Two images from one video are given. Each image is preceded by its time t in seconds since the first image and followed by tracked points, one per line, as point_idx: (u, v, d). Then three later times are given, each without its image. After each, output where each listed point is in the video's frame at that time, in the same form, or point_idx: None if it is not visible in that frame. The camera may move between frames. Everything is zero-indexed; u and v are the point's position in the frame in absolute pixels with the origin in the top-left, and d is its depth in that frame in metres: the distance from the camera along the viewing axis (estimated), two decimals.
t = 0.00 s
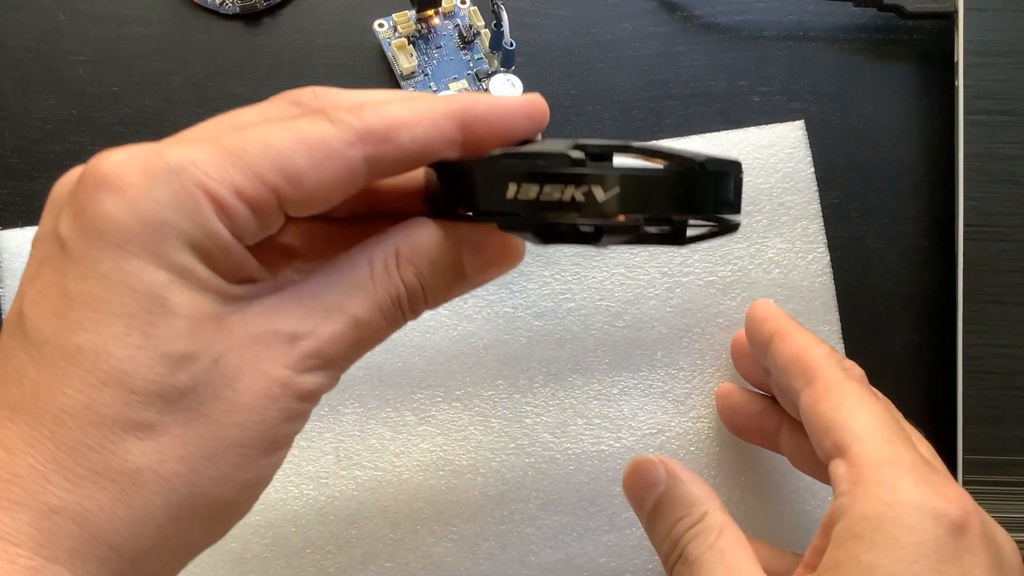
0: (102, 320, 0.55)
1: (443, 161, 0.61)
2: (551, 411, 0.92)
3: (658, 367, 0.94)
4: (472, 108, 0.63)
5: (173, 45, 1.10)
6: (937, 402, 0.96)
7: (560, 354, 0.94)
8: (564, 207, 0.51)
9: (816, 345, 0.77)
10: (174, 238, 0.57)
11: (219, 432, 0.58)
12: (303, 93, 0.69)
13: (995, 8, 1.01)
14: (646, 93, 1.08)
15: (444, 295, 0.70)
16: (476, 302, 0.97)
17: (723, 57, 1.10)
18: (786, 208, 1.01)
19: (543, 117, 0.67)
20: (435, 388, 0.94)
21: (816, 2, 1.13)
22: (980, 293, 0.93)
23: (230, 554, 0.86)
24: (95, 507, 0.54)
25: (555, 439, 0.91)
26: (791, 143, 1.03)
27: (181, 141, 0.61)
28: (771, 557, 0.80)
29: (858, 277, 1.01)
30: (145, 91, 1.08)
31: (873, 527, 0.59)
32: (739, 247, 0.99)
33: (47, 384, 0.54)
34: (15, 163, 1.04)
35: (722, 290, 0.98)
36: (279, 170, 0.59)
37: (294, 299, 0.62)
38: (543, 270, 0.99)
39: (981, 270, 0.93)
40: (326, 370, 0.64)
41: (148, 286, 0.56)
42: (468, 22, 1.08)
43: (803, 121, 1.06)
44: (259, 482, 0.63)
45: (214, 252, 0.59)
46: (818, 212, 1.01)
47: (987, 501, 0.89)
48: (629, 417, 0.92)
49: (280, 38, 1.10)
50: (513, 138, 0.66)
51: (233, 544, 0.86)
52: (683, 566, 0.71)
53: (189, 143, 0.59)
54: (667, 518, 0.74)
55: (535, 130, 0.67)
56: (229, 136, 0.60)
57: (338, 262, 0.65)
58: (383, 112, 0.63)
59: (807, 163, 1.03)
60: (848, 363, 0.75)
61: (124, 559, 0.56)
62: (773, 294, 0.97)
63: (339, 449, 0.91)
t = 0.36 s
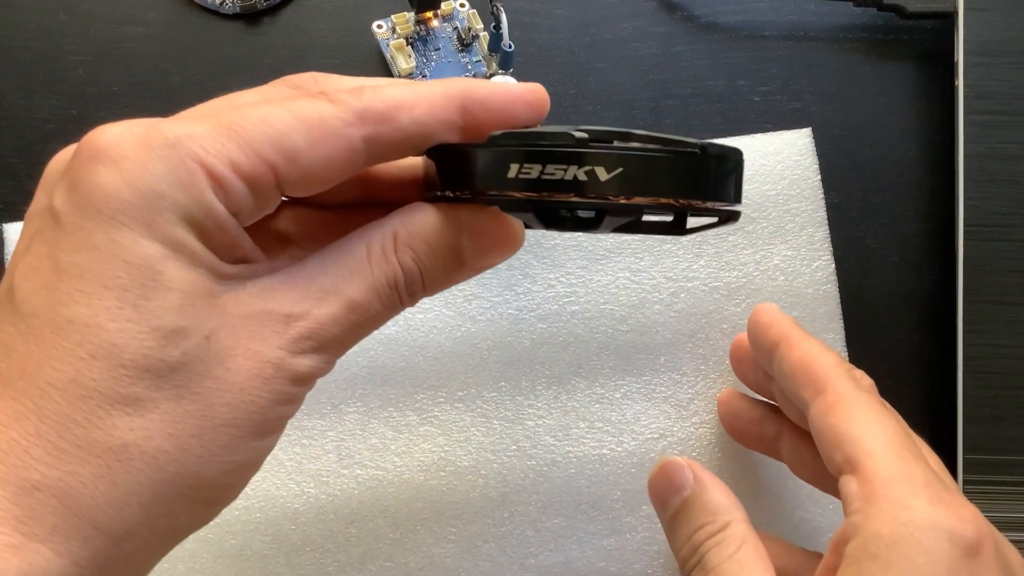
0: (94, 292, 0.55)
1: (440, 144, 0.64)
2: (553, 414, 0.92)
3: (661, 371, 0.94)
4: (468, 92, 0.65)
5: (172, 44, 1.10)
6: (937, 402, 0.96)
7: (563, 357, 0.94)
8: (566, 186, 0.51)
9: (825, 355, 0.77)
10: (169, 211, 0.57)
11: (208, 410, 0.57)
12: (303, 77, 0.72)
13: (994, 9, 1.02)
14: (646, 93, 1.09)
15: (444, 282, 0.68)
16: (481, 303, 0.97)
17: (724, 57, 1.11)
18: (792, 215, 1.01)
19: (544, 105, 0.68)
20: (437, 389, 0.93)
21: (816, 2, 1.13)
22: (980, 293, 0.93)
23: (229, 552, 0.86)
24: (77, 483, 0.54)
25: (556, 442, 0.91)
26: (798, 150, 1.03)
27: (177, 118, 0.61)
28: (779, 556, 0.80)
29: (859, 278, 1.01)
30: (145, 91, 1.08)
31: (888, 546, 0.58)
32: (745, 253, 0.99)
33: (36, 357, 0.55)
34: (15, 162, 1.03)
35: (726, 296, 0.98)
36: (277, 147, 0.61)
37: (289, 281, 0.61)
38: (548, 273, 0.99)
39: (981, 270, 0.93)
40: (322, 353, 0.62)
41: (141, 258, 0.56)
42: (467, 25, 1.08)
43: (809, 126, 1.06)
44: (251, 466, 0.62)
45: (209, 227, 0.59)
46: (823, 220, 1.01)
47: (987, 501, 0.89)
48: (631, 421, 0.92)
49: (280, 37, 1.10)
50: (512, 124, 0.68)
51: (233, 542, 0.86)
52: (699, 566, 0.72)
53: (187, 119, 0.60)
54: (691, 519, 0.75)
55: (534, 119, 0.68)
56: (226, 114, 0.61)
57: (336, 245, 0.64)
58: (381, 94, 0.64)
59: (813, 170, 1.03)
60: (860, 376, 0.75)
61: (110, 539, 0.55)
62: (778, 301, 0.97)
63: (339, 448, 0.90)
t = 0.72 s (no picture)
0: (104, 295, 0.55)
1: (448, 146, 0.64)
2: (554, 413, 0.92)
3: (662, 369, 0.94)
4: (475, 95, 0.65)
5: (172, 44, 1.10)
6: (939, 401, 0.96)
7: (563, 356, 0.95)
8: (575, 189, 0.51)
9: (848, 380, 0.61)
10: (177, 212, 0.57)
11: (220, 412, 0.58)
12: (308, 80, 0.72)
13: (994, 9, 1.02)
14: (646, 93, 1.09)
15: (451, 283, 0.69)
16: (480, 303, 0.98)
17: (724, 57, 1.11)
18: (792, 212, 1.01)
19: (550, 105, 0.68)
20: (437, 389, 0.94)
21: (816, 2, 1.14)
22: (980, 292, 0.93)
23: (231, 553, 0.86)
24: (86, 486, 0.54)
25: (557, 440, 0.91)
26: (796, 147, 1.04)
27: (186, 120, 0.62)
28: None
29: (858, 277, 1.01)
30: (145, 91, 1.08)
31: None
32: (744, 250, 1.00)
33: (45, 359, 0.55)
34: (15, 163, 1.03)
35: (726, 293, 0.98)
36: (285, 147, 0.61)
37: (298, 283, 0.61)
38: (548, 272, 0.99)
39: (980, 269, 0.94)
40: (330, 355, 0.63)
41: (150, 260, 0.56)
42: (465, 25, 1.09)
43: (807, 124, 1.07)
44: (258, 468, 0.63)
45: (218, 228, 0.59)
46: (823, 216, 1.01)
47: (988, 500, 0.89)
48: (632, 419, 0.92)
49: (280, 38, 1.10)
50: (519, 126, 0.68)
51: (234, 543, 0.86)
52: (745, 497, 0.56)
53: (196, 121, 0.61)
54: (792, 499, 0.53)
55: (541, 121, 0.69)
56: (234, 115, 0.61)
57: (344, 247, 0.64)
58: (390, 96, 0.64)
59: (812, 166, 1.03)
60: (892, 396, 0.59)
61: (118, 542, 0.55)
62: (779, 299, 0.97)
63: (341, 448, 0.91)
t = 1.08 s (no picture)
0: (125, 296, 0.53)
1: (472, 162, 0.61)
2: (554, 413, 0.92)
3: (662, 369, 0.94)
4: (499, 108, 0.62)
5: (173, 44, 1.10)
6: (939, 401, 0.96)
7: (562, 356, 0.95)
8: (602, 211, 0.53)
9: (598, 428, 0.49)
10: (200, 217, 0.54)
11: (238, 416, 0.56)
12: (327, 84, 0.71)
13: (994, 9, 1.02)
14: (646, 93, 1.09)
15: (467, 295, 0.68)
16: (480, 303, 0.97)
17: (724, 57, 1.11)
18: (792, 211, 1.01)
19: (568, 119, 0.66)
20: (437, 389, 0.94)
21: (815, 3, 1.14)
22: (980, 292, 0.93)
23: (231, 552, 0.86)
24: (103, 488, 0.51)
25: (556, 441, 0.91)
26: (796, 147, 1.04)
27: (207, 124, 0.59)
28: None
29: (859, 277, 1.01)
30: (146, 91, 1.08)
31: None
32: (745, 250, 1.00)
33: (65, 361, 0.52)
34: (15, 162, 1.03)
35: (726, 293, 0.97)
36: (307, 156, 0.58)
37: (315, 289, 0.59)
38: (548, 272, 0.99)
39: (981, 269, 0.94)
40: (347, 362, 0.61)
41: (172, 264, 0.53)
42: (465, 24, 1.09)
43: (807, 124, 1.07)
44: (273, 472, 0.61)
45: (239, 234, 0.57)
46: (823, 216, 1.01)
47: (989, 500, 0.88)
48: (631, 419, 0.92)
49: (280, 37, 1.10)
50: (538, 140, 0.64)
51: (234, 542, 0.85)
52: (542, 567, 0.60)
53: (218, 125, 0.58)
54: (574, 560, 0.58)
55: (559, 134, 0.66)
56: (258, 121, 0.59)
57: (363, 256, 0.63)
58: (413, 107, 0.62)
59: (812, 167, 1.03)
60: (638, 446, 0.47)
61: (134, 545, 0.53)
62: (780, 299, 0.97)
63: (341, 448, 0.90)
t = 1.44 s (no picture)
0: (128, 300, 0.52)
1: (476, 175, 0.62)
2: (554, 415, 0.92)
3: (662, 369, 0.94)
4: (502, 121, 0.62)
5: (172, 44, 1.10)
6: (939, 401, 0.96)
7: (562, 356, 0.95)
8: (605, 227, 0.58)
9: (542, 379, 0.50)
10: (204, 223, 0.54)
11: (239, 420, 0.56)
12: (330, 88, 0.70)
13: (994, 9, 1.02)
14: (646, 93, 1.09)
15: (466, 303, 0.68)
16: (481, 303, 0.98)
17: (724, 57, 1.11)
18: (792, 211, 1.01)
19: (569, 132, 0.66)
20: (437, 389, 0.94)
21: (816, 3, 1.14)
22: (980, 292, 0.93)
23: (231, 552, 0.86)
24: (106, 492, 0.51)
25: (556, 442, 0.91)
26: (796, 147, 1.04)
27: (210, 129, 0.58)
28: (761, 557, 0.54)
29: (859, 277, 1.01)
30: (146, 91, 1.08)
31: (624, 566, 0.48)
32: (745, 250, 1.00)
33: (68, 365, 0.52)
34: (15, 162, 1.03)
35: (726, 293, 0.97)
36: (311, 164, 0.58)
37: (317, 296, 0.59)
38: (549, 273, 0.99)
39: (981, 269, 0.94)
40: (346, 368, 0.61)
41: (176, 269, 0.53)
42: (462, 23, 1.09)
43: (808, 124, 1.07)
44: (272, 477, 0.61)
45: (241, 240, 0.57)
46: (823, 216, 1.01)
47: (988, 500, 0.88)
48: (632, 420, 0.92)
49: (280, 37, 1.10)
50: (539, 154, 0.65)
51: (234, 543, 0.85)
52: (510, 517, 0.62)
53: (221, 130, 0.57)
54: (536, 508, 0.61)
55: (560, 146, 0.66)
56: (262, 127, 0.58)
57: (365, 263, 0.63)
58: (417, 117, 0.62)
59: (812, 167, 1.03)
60: (577, 396, 0.48)
61: (134, 549, 0.53)
62: (780, 300, 0.97)
63: (341, 448, 0.90)
